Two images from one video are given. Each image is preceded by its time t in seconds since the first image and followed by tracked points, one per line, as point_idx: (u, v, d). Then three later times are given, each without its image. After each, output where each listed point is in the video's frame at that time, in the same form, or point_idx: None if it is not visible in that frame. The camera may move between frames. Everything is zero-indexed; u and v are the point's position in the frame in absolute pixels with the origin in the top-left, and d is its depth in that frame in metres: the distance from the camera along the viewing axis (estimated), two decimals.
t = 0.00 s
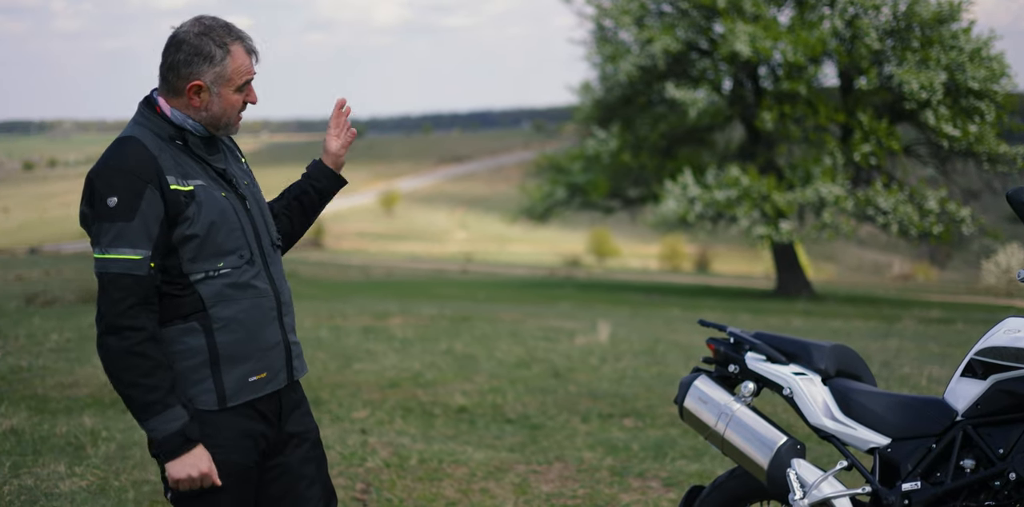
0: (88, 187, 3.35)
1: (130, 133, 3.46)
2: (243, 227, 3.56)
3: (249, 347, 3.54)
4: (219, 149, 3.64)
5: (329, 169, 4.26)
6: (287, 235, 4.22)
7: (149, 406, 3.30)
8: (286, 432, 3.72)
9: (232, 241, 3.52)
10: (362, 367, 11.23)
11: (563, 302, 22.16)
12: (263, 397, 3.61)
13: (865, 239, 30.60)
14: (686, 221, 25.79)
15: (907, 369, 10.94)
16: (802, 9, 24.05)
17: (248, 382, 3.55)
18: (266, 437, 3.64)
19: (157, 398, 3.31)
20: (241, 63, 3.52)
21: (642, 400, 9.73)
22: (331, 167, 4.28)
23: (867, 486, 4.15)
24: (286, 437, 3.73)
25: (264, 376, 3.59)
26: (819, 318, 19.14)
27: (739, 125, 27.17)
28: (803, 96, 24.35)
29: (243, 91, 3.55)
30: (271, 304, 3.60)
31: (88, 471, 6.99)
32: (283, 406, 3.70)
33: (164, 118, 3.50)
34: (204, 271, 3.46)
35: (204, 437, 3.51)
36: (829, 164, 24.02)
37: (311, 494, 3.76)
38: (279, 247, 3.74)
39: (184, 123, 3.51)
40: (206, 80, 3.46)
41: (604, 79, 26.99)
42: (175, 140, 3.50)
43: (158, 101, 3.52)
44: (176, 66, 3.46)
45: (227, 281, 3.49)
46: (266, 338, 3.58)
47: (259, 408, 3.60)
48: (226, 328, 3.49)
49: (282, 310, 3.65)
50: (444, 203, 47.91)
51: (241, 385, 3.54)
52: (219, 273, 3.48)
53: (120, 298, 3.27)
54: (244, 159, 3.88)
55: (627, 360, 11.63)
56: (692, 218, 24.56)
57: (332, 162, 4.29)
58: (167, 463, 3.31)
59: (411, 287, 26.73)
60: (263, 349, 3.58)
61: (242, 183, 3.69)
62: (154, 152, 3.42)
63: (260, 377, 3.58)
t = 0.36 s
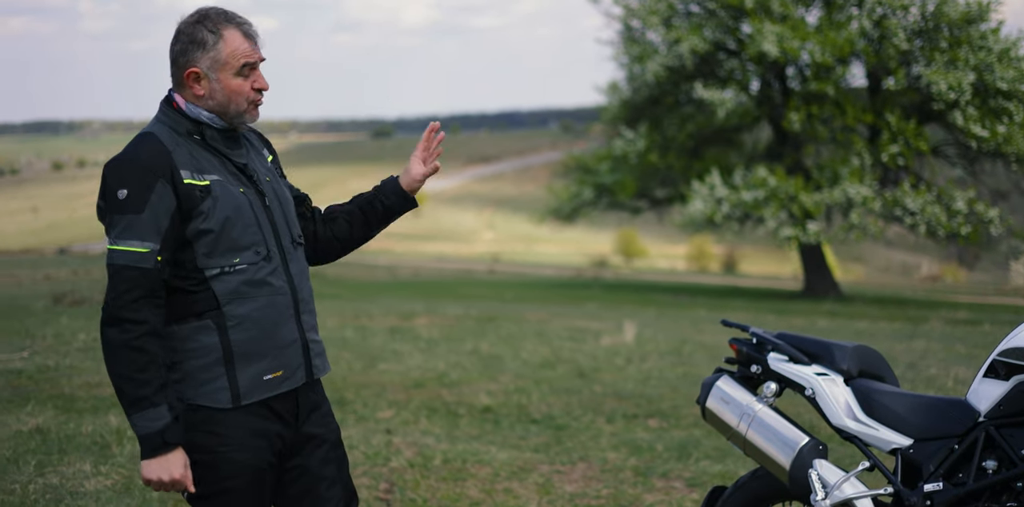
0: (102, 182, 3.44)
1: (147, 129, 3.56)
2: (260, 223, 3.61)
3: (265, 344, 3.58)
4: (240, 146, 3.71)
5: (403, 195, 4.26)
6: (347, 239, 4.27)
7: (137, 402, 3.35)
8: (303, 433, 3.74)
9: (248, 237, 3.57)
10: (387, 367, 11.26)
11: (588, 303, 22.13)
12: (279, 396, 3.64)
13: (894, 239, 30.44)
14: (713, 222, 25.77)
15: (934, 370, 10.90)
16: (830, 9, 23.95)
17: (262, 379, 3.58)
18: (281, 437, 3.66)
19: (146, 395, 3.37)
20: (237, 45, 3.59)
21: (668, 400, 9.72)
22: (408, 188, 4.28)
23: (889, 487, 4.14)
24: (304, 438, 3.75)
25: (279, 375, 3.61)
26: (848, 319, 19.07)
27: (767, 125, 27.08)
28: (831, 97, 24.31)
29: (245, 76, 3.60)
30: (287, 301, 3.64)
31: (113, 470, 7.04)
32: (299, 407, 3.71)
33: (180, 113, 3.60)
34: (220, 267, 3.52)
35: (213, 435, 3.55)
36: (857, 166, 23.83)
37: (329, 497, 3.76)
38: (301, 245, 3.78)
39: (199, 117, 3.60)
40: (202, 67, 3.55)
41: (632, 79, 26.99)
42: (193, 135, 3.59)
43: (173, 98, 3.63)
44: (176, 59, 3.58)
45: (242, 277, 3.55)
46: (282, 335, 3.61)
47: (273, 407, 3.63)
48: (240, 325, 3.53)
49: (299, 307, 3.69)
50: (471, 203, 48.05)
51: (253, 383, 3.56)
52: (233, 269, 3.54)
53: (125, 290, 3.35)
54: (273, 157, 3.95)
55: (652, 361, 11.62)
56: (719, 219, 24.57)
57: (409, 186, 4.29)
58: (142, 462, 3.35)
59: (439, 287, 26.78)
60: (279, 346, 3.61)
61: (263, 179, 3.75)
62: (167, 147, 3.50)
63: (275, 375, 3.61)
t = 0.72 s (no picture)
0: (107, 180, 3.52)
1: (156, 132, 3.64)
2: (254, 228, 3.61)
3: (246, 351, 3.57)
4: (251, 149, 3.70)
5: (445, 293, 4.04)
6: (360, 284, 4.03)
7: (132, 393, 3.39)
8: (295, 443, 3.69)
9: (239, 241, 3.57)
10: (408, 368, 11.26)
11: (610, 303, 22.12)
12: (266, 404, 3.62)
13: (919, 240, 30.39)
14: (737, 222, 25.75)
15: (956, 372, 10.86)
16: (855, 8, 23.83)
17: (244, 386, 3.56)
18: (269, 444, 3.64)
19: (140, 386, 3.40)
20: (190, 42, 3.58)
21: (688, 401, 9.70)
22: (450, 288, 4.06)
23: (903, 490, 4.12)
24: (299, 450, 3.70)
25: (264, 382, 3.59)
26: (872, 319, 19.02)
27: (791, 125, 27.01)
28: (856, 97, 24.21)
29: (202, 72, 3.57)
30: (279, 308, 3.62)
31: (133, 470, 7.06)
32: (292, 415, 3.68)
33: (184, 115, 3.65)
34: (207, 269, 3.53)
35: (198, 440, 3.56)
36: (882, 166, 23.70)
37: None
38: (307, 254, 3.73)
39: (195, 118, 3.62)
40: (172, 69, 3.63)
41: (656, 80, 26.98)
42: (196, 138, 3.62)
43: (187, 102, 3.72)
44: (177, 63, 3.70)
45: (228, 281, 3.55)
46: (267, 343, 3.59)
47: (260, 414, 3.61)
48: (223, 329, 3.54)
49: (291, 316, 3.64)
50: (496, 203, 48.10)
51: (235, 388, 3.56)
52: (221, 272, 3.54)
53: (108, 287, 3.41)
54: (300, 165, 3.90)
55: (673, 362, 11.60)
56: (744, 219, 24.56)
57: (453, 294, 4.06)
58: (141, 448, 3.38)
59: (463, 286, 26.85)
60: (266, 354, 3.59)
61: (270, 185, 3.72)
62: (166, 148, 3.56)
63: (258, 383, 3.58)
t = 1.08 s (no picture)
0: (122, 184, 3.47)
1: (170, 135, 3.59)
2: (276, 232, 3.60)
3: (272, 355, 3.55)
4: (266, 154, 3.69)
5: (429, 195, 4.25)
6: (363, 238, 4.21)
7: (135, 405, 3.40)
8: (315, 443, 3.70)
9: (261, 246, 3.55)
10: (431, 369, 11.27)
11: (636, 304, 22.12)
12: (288, 406, 3.61)
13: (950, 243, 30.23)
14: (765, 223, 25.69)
15: (982, 375, 10.78)
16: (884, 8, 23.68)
17: (269, 389, 3.55)
18: (291, 444, 3.63)
19: (143, 398, 3.41)
20: (282, 65, 3.59)
21: (710, 403, 9.66)
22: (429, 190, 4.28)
23: (918, 493, 4.10)
24: (319, 448, 3.71)
25: (289, 385, 3.58)
26: (899, 321, 18.92)
27: (820, 127, 26.91)
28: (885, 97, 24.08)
29: (287, 95, 3.61)
30: (301, 311, 3.61)
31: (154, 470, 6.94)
32: (311, 413, 3.68)
33: (207, 121, 3.61)
34: (231, 274, 3.51)
35: (222, 442, 3.52)
36: (911, 167, 23.53)
37: None
38: (320, 256, 3.75)
39: (223, 125, 3.59)
40: (245, 82, 3.55)
41: (683, 81, 26.96)
42: (215, 142, 3.58)
43: (203, 105, 3.64)
44: (218, 68, 3.56)
45: (254, 285, 3.53)
46: (292, 346, 3.58)
47: (282, 416, 3.60)
48: (249, 334, 3.51)
49: (313, 318, 3.65)
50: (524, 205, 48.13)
51: (260, 392, 3.54)
52: (245, 277, 3.52)
53: (127, 295, 3.39)
54: (304, 169, 3.92)
55: (697, 363, 11.55)
56: (771, 220, 24.56)
57: (438, 195, 4.28)
58: (137, 466, 3.40)
59: (489, 287, 26.91)
60: (290, 357, 3.58)
61: (285, 189, 3.73)
62: (186, 153, 3.52)
63: (283, 385, 3.57)
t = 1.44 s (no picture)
0: (158, 175, 3.43)
1: (202, 128, 3.56)
2: (306, 228, 3.60)
3: (302, 350, 3.56)
4: (292, 150, 3.70)
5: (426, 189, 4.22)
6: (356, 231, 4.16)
7: (203, 394, 3.35)
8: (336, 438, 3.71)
9: (294, 241, 3.56)
10: (457, 369, 11.25)
11: (666, 305, 22.07)
12: (312, 401, 3.62)
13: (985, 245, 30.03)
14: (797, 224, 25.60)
15: (1012, 377, 10.69)
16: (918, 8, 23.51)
17: (299, 384, 3.56)
18: (312, 439, 3.64)
19: (210, 387, 3.36)
20: (313, 61, 3.57)
21: (736, 404, 9.62)
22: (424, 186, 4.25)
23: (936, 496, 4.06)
24: (337, 443, 3.72)
25: (316, 380, 3.59)
26: (930, 323, 18.81)
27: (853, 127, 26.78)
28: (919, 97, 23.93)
29: (315, 90, 3.59)
30: (328, 307, 3.63)
31: (179, 467, 6.85)
32: (332, 409, 3.69)
33: (241, 114, 3.59)
34: (265, 268, 3.51)
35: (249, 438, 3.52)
36: (945, 167, 23.36)
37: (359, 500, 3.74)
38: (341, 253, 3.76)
39: (256, 120, 3.58)
40: (275, 75, 3.53)
41: (714, 81, 26.89)
42: (248, 137, 3.58)
43: (234, 98, 3.61)
44: (250, 63, 3.54)
45: (286, 280, 3.53)
46: (321, 341, 3.60)
47: (306, 412, 3.62)
48: (281, 329, 3.52)
49: (338, 314, 3.67)
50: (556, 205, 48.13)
51: (289, 387, 3.55)
52: (278, 271, 3.52)
53: (177, 286, 3.34)
54: (319, 164, 3.92)
55: (724, 364, 11.50)
56: (803, 220, 24.51)
57: (432, 186, 4.25)
58: (213, 450, 3.36)
59: (520, 287, 26.92)
60: (318, 353, 3.60)
61: (312, 186, 3.73)
62: (223, 145, 3.50)
63: (311, 381, 3.58)
